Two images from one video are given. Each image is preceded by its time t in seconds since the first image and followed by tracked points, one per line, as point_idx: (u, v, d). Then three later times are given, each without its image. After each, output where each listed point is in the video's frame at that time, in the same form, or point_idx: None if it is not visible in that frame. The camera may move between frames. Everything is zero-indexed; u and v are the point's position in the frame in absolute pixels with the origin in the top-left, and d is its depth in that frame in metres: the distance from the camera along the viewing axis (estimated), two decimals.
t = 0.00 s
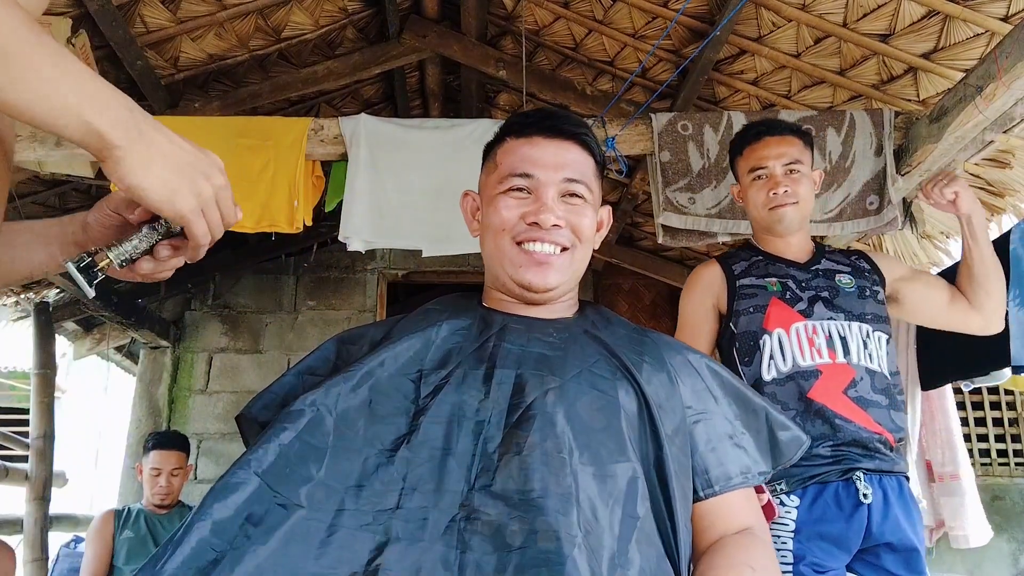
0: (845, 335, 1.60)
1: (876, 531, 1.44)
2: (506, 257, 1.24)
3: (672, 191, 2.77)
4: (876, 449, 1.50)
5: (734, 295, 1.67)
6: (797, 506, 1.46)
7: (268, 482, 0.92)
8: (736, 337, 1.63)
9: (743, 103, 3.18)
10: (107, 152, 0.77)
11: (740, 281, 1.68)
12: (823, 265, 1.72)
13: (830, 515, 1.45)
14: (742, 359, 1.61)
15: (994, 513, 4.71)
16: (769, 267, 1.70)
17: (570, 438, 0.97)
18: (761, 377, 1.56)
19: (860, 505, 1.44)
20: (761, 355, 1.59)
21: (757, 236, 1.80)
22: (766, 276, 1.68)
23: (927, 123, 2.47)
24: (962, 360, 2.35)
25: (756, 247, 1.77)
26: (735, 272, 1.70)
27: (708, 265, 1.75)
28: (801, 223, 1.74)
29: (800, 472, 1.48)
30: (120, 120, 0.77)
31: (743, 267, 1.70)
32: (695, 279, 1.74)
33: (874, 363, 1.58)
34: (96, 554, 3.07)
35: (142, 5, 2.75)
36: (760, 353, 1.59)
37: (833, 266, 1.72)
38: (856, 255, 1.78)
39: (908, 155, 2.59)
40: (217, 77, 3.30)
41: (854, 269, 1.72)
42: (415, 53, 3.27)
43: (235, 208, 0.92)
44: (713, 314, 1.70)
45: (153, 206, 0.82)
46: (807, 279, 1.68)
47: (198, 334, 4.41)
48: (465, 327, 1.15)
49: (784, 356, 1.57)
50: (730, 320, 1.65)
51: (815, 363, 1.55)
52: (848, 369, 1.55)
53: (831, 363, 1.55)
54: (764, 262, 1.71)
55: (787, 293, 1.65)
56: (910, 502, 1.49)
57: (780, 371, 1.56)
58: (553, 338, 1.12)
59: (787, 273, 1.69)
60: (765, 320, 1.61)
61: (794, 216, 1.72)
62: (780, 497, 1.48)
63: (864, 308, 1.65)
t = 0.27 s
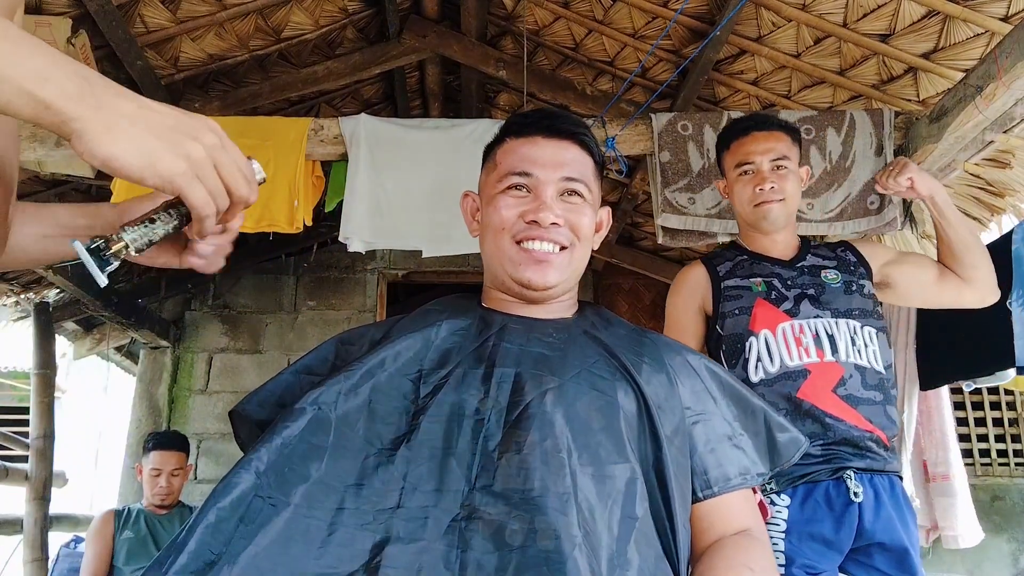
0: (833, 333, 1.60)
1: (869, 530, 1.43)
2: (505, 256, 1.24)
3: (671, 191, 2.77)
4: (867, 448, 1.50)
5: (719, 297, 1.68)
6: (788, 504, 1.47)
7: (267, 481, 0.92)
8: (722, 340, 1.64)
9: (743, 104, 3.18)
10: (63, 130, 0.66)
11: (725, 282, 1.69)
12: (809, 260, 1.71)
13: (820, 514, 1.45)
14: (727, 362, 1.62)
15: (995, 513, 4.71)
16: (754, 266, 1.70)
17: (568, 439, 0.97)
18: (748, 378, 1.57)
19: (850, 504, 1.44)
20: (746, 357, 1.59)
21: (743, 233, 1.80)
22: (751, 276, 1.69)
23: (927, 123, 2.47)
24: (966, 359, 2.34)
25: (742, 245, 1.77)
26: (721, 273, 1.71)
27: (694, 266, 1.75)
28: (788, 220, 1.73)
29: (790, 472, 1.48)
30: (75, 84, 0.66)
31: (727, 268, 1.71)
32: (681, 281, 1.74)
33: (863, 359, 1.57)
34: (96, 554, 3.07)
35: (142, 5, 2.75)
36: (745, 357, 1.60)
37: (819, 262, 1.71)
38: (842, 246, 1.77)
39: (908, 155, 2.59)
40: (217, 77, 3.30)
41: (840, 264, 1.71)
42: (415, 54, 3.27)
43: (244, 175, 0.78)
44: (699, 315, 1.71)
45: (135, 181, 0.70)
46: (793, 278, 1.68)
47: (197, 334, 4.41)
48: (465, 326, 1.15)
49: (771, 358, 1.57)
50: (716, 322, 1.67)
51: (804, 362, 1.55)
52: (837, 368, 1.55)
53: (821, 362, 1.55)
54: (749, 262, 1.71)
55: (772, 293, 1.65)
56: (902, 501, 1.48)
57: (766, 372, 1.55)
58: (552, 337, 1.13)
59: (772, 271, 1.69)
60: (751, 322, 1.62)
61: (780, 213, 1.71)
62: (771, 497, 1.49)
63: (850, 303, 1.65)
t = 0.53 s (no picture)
0: (823, 331, 1.59)
1: (862, 529, 1.43)
2: (504, 256, 1.24)
3: (671, 191, 2.77)
4: (860, 448, 1.50)
5: (706, 300, 1.68)
6: (780, 504, 1.47)
7: (267, 481, 0.92)
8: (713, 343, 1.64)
9: (743, 104, 3.18)
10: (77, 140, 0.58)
11: (711, 285, 1.69)
12: (796, 258, 1.71)
13: (812, 514, 1.45)
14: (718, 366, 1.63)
15: (995, 513, 4.71)
16: (740, 267, 1.70)
17: (569, 438, 0.97)
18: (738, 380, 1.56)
19: (843, 504, 1.43)
20: (737, 359, 1.59)
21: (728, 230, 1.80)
22: (738, 278, 1.68)
23: (927, 123, 2.47)
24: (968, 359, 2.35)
25: (728, 245, 1.77)
26: (707, 275, 1.71)
27: (680, 269, 1.76)
28: (774, 217, 1.73)
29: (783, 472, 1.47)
30: (95, 86, 0.58)
31: (714, 271, 1.71)
32: (669, 285, 1.75)
33: (856, 356, 1.57)
34: (96, 555, 3.07)
35: (142, 5, 2.75)
36: (736, 360, 1.59)
37: (806, 259, 1.71)
38: (829, 241, 1.77)
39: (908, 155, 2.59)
40: (218, 77, 3.30)
41: (828, 260, 1.71)
42: (415, 53, 3.27)
43: (282, 172, 0.70)
44: (688, 319, 1.72)
45: (163, 188, 0.62)
46: (780, 276, 1.67)
47: (198, 334, 4.41)
48: (465, 326, 1.15)
49: (762, 360, 1.57)
50: (705, 326, 1.67)
51: (793, 363, 1.55)
52: (828, 367, 1.55)
53: (811, 361, 1.55)
54: (736, 262, 1.71)
55: (760, 295, 1.65)
56: (895, 500, 1.48)
57: (757, 375, 1.55)
58: (553, 336, 1.13)
59: (759, 271, 1.69)
60: (740, 325, 1.62)
61: (766, 210, 1.71)
62: (764, 498, 1.49)
63: (837, 299, 1.65)
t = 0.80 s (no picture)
0: (819, 330, 1.60)
1: (860, 530, 1.43)
2: (504, 257, 1.24)
3: (671, 191, 2.77)
4: (859, 448, 1.50)
5: (701, 301, 1.68)
6: (779, 504, 1.47)
7: (266, 481, 0.92)
8: (709, 345, 1.64)
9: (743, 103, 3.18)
10: None
11: (706, 286, 1.69)
12: (790, 256, 1.71)
13: (811, 514, 1.45)
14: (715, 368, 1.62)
15: (995, 513, 4.71)
16: (735, 267, 1.70)
17: (569, 437, 0.97)
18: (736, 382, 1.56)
19: (842, 504, 1.43)
20: (734, 361, 1.59)
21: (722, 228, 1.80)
22: (733, 278, 1.68)
23: (927, 123, 2.47)
24: (971, 355, 2.37)
25: (721, 244, 1.77)
26: (701, 276, 1.71)
27: (674, 269, 1.75)
28: (769, 215, 1.73)
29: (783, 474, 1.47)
30: None
31: (708, 272, 1.71)
32: (663, 286, 1.75)
33: (852, 355, 1.57)
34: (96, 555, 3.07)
35: (142, 5, 2.75)
36: (734, 361, 1.59)
37: (801, 258, 1.71)
38: (824, 240, 1.77)
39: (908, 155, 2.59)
40: (218, 77, 3.30)
41: (822, 259, 1.72)
42: (415, 54, 3.27)
43: (192, 194, 0.65)
44: (683, 318, 1.71)
45: (44, 223, 0.61)
46: (775, 275, 1.67)
47: (198, 334, 4.41)
48: (465, 327, 1.15)
49: (759, 360, 1.57)
50: (700, 326, 1.67)
51: (792, 363, 1.54)
52: (826, 367, 1.55)
53: (809, 362, 1.55)
54: (731, 262, 1.71)
55: (755, 295, 1.65)
56: (894, 500, 1.48)
57: (757, 376, 1.55)
58: (552, 337, 1.13)
59: (753, 271, 1.69)
60: (736, 327, 1.62)
61: (761, 209, 1.71)
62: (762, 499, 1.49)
63: (833, 298, 1.65)
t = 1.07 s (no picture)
0: (813, 327, 1.60)
1: (858, 530, 1.43)
2: (507, 256, 1.24)
3: (672, 190, 2.77)
4: (855, 446, 1.49)
5: (695, 302, 1.68)
6: (778, 505, 1.47)
7: (268, 481, 0.92)
8: (708, 346, 1.63)
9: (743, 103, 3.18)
10: None
11: (699, 287, 1.70)
12: (783, 254, 1.72)
13: (809, 514, 1.45)
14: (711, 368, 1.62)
15: (995, 513, 4.71)
16: (728, 266, 1.70)
17: (568, 437, 0.97)
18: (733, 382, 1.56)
19: (838, 504, 1.43)
20: (731, 362, 1.59)
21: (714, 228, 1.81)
22: (726, 278, 1.68)
23: (927, 123, 2.47)
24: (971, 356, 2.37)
25: (713, 245, 1.78)
26: (694, 277, 1.72)
27: (668, 271, 1.76)
28: (761, 215, 1.74)
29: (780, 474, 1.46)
30: None
31: (702, 272, 1.72)
32: (660, 288, 1.75)
33: (846, 353, 1.57)
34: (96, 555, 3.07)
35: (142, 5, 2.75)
36: (731, 362, 1.59)
37: (793, 255, 1.72)
38: (816, 237, 1.78)
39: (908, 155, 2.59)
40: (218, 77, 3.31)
41: (814, 256, 1.72)
42: (415, 54, 3.27)
43: (139, 206, 0.74)
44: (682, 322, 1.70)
45: (29, 250, 0.73)
46: (768, 273, 1.68)
47: (198, 334, 4.41)
48: (465, 326, 1.15)
49: (756, 360, 1.56)
50: (696, 328, 1.67)
51: (788, 360, 1.54)
52: (821, 363, 1.55)
53: (804, 359, 1.55)
54: (723, 261, 1.72)
55: (749, 294, 1.65)
56: (892, 499, 1.47)
57: (753, 376, 1.55)
58: (552, 336, 1.13)
59: (746, 270, 1.69)
60: (733, 327, 1.62)
61: (752, 209, 1.72)
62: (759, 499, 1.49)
63: (827, 295, 1.65)
